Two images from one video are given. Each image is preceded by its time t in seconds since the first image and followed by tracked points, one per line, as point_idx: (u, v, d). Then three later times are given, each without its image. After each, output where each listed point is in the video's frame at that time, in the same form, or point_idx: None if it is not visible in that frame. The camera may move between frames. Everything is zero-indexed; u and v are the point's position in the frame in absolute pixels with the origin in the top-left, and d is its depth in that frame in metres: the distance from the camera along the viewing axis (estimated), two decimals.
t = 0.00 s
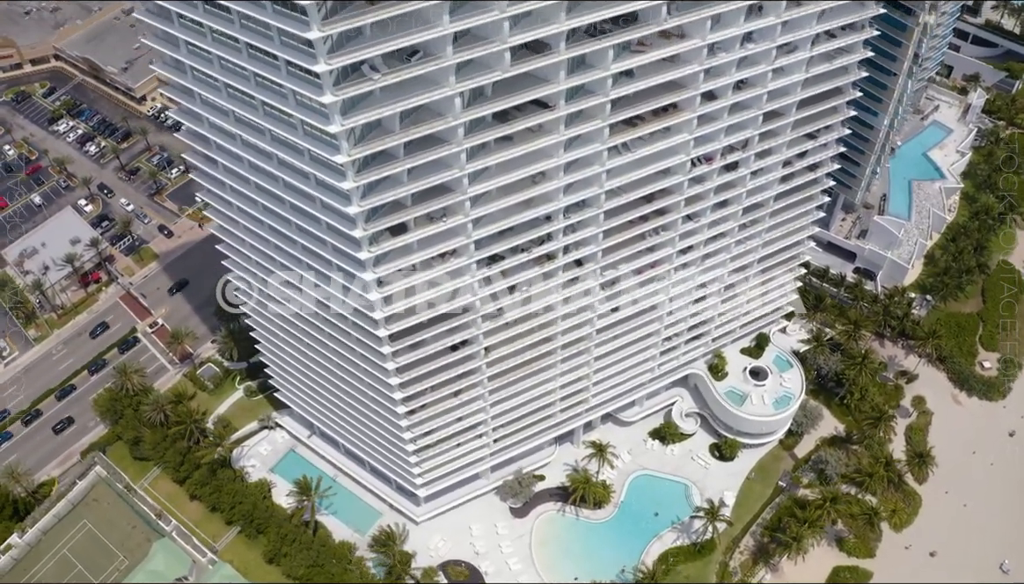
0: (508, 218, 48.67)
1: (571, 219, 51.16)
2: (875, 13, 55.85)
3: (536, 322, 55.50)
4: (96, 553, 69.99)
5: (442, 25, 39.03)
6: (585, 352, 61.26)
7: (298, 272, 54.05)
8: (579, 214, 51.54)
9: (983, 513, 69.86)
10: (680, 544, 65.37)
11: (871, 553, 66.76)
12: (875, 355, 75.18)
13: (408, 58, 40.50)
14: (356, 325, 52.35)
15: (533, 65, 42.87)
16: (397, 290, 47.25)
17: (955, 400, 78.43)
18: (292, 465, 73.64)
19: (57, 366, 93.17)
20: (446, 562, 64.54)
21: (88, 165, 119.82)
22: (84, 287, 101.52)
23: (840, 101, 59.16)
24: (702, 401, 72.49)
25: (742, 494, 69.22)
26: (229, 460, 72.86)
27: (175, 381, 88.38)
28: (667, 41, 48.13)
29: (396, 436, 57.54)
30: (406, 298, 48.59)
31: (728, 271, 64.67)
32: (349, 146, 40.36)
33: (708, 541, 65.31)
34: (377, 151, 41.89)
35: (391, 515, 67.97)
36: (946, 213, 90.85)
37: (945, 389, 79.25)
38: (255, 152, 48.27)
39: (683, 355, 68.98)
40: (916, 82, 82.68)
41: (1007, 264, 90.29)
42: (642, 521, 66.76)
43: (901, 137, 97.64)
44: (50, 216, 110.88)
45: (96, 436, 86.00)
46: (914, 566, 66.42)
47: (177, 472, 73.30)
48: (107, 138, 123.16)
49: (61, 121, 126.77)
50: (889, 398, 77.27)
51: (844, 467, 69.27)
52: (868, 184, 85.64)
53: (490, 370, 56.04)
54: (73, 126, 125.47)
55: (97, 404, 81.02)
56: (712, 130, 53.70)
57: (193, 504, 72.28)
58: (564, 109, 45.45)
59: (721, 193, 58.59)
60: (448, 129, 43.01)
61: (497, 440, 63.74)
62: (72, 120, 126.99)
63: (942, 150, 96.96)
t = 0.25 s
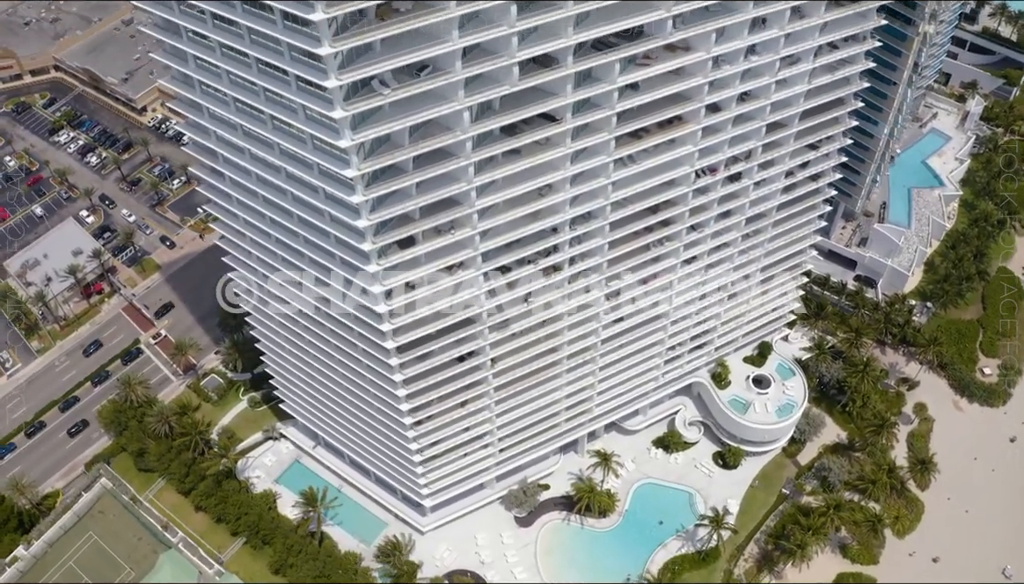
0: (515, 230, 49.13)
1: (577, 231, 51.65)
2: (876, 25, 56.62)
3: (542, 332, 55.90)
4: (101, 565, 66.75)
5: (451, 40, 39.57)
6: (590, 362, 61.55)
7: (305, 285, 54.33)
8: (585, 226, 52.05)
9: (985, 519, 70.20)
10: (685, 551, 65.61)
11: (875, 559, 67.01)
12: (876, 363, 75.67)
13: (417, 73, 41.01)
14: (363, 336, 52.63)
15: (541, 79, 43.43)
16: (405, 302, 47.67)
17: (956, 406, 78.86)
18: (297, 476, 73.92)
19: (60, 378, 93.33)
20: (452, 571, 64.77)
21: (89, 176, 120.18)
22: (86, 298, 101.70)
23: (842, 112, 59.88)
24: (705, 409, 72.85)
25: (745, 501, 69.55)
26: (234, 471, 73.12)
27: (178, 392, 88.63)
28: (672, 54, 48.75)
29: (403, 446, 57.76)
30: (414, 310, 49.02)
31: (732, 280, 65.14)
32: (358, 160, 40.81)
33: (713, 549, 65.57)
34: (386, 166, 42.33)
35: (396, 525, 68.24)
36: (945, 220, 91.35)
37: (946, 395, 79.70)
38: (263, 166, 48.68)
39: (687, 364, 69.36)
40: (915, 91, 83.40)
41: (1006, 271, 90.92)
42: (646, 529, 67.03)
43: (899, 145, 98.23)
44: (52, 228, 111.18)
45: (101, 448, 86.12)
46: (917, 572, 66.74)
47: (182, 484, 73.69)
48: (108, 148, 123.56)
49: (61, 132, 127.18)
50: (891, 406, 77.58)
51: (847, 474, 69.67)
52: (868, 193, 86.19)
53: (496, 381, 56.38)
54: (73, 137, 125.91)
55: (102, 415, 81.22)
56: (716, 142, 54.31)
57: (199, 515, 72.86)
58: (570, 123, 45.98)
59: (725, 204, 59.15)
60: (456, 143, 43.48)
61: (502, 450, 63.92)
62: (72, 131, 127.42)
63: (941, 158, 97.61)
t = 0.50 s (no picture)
0: (522, 242, 49.58)
1: (583, 242, 52.18)
2: (877, 36, 57.45)
3: (548, 343, 56.31)
4: (107, 576, 67.58)
5: (460, 55, 40.12)
6: (595, 372, 61.90)
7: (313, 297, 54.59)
8: (591, 238, 52.58)
9: (987, 524, 70.53)
10: (689, 559, 65.86)
11: (878, 565, 67.32)
12: (878, 370, 76.17)
13: (427, 87, 41.51)
14: (370, 347, 52.87)
15: (548, 93, 44.01)
16: (413, 314, 48.05)
17: (957, 412, 79.33)
18: (302, 486, 74.18)
19: (63, 390, 93.50)
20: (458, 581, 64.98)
21: (90, 187, 120.54)
22: (88, 310, 101.86)
23: (844, 122, 60.64)
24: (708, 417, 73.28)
25: (749, 509, 69.88)
26: (239, 482, 73.36)
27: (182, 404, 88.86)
28: (677, 66, 49.41)
29: (409, 457, 57.96)
30: (421, 322, 49.37)
31: (734, 289, 65.62)
32: (368, 174, 41.25)
33: (717, 557, 65.84)
34: (395, 179, 42.75)
35: (402, 535, 68.50)
36: (944, 227, 91.86)
37: (947, 401, 80.17)
38: (272, 179, 49.10)
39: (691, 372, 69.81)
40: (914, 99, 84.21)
41: (1005, 277, 91.57)
42: (651, 538, 67.30)
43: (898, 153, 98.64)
44: (53, 239, 111.51)
45: (104, 459, 86.24)
46: (920, 577, 67.05)
47: (187, 495, 73.90)
48: (108, 159, 123.98)
49: (61, 143, 127.66)
50: (892, 412, 77.96)
51: (849, 481, 70.06)
52: (868, 200, 86.81)
53: (502, 392, 56.70)
54: (73, 148, 126.35)
55: (106, 427, 81.43)
56: (720, 154, 54.94)
57: (203, 526, 73.08)
58: (577, 135, 46.52)
59: (728, 214, 59.74)
60: (464, 156, 43.94)
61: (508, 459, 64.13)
62: (73, 142, 127.89)
63: (939, 165, 97.99)
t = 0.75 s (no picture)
0: (528, 254, 50.04)
1: (588, 253, 52.69)
2: (877, 47, 58.27)
3: (552, 353, 56.73)
4: None
5: (468, 69, 40.63)
6: (599, 381, 62.27)
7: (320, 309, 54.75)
8: (595, 249, 53.12)
9: (989, 529, 70.90)
10: (694, 566, 66.14)
11: (880, 570, 67.62)
12: (879, 376, 76.71)
13: (435, 102, 41.99)
14: (376, 358, 53.14)
15: (554, 106, 44.56)
16: (420, 326, 48.44)
17: (957, 418, 79.81)
18: (306, 497, 74.40)
19: (66, 401, 93.65)
20: None
21: (90, 198, 120.88)
22: (90, 321, 102.03)
23: (844, 132, 61.40)
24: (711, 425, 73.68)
25: (752, 516, 70.22)
26: (243, 493, 73.59)
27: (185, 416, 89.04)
28: (681, 79, 50.06)
29: (415, 467, 58.23)
30: (428, 333, 49.72)
31: (737, 298, 66.13)
32: (377, 188, 41.67)
33: (721, 564, 66.07)
34: (404, 193, 43.14)
35: (407, 545, 68.78)
36: (943, 233, 92.57)
37: (947, 407, 80.68)
38: (280, 192, 49.45)
39: (694, 380, 70.23)
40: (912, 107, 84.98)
41: (1003, 283, 92.24)
42: (655, 545, 67.58)
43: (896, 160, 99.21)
44: (54, 251, 111.73)
45: (108, 471, 86.36)
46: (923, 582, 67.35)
47: (192, 507, 74.15)
48: (108, 170, 124.37)
49: (61, 154, 128.00)
50: (894, 418, 78.36)
51: (852, 487, 70.49)
52: (867, 207, 87.45)
53: (507, 402, 57.05)
54: (73, 159, 126.74)
55: (110, 439, 81.59)
56: (723, 164, 55.59)
57: (208, 537, 73.32)
58: (583, 148, 47.05)
59: (730, 223, 60.35)
60: (472, 169, 44.36)
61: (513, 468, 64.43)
62: (73, 153, 128.29)
63: (937, 172, 98.61)
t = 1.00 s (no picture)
0: (534, 265, 50.51)
1: (593, 264, 53.22)
2: (876, 57, 59.06)
3: (557, 364, 57.20)
4: None
5: (476, 84, 41.16)
6: (603, 390, 62.66)
7: (326, 321, 54.97)
8: (600, 259, 53.68)
9: (990, 533, 71.30)
10: (697, 573, 66.45)
11: (883, 576, 67.89)
12: (879, 383, 77.25)
13: (443, 116, 42.48)
14: (382, 370, 53.41)
15: (560, 119, 45.13)
16: (427, 338, 48.86)
17: (957, 423, 80.31)
18: (310, 508, 74.62)
19: (68, 413, 93.77)
20: None
21: (90, 210, 121.18)
22: (92, 333, 102.18)
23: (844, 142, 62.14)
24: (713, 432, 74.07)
25: (755, 523, 70.59)
26: (247, 504, 73.87)
27: (188, 427, 89.21)
28: (684, 90, 50.69)
29: (421, 477, 58.50)
30: (434, 345, 50.07)
31: (739, 306, 66.68)
32: (385, 202, 42.07)
33: (725, 571, 66.23)
34: (412, 206, 43.55)
35: (411, 554, 69.09)
36: (941, 240, 93.24)
37: (947, 412, 81.18)
38: (287, 206, 49.78)
39: (696, 388, 70.63)
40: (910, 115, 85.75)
41: (1001, 288, 92.91)
42: (658, 553, 67.90)
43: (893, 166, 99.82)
44: (54, 262, 111.93)
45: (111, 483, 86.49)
46: None
47: (196, 518, 74.36)
48: (108, 182, 124.73)
49: (61, 166, 128.35)
50: (894, 424, 78.80)
51: (853, 493, 70.92)
52: (865, 214, 88.11)
53: (512, 412, 57.42)
54: (73, 170, 127.09)
55: (113, 451, 81.87)
56: (726, 175, 56.26)
57: (213, 548, 73.57)
58: (588, 160, 47.61)
59: (733, 233, 60.95)
60: (479, 182, 44.84)
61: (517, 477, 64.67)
62: (72, 164, 128.63)
63: (934, 178, 99.21)
